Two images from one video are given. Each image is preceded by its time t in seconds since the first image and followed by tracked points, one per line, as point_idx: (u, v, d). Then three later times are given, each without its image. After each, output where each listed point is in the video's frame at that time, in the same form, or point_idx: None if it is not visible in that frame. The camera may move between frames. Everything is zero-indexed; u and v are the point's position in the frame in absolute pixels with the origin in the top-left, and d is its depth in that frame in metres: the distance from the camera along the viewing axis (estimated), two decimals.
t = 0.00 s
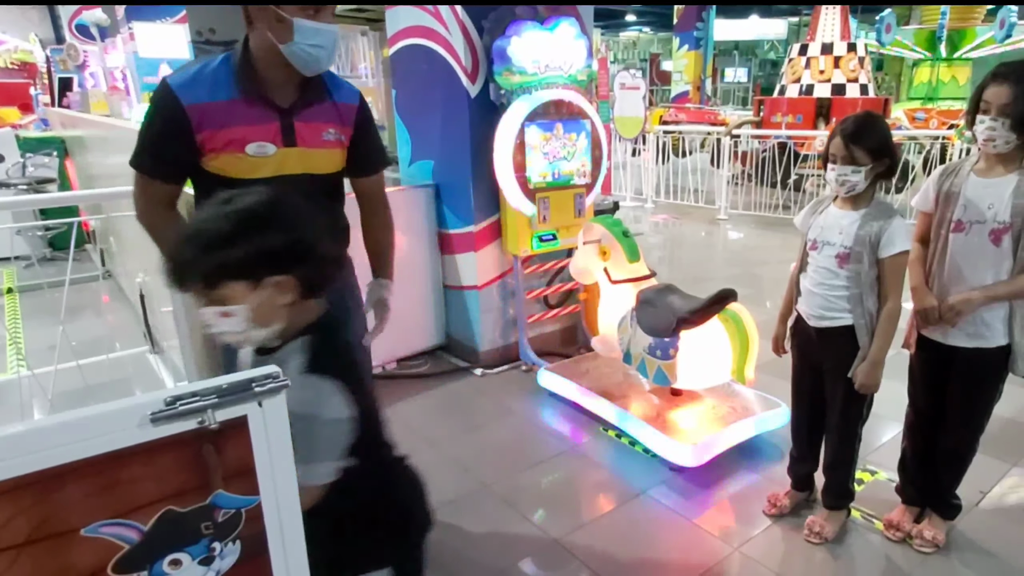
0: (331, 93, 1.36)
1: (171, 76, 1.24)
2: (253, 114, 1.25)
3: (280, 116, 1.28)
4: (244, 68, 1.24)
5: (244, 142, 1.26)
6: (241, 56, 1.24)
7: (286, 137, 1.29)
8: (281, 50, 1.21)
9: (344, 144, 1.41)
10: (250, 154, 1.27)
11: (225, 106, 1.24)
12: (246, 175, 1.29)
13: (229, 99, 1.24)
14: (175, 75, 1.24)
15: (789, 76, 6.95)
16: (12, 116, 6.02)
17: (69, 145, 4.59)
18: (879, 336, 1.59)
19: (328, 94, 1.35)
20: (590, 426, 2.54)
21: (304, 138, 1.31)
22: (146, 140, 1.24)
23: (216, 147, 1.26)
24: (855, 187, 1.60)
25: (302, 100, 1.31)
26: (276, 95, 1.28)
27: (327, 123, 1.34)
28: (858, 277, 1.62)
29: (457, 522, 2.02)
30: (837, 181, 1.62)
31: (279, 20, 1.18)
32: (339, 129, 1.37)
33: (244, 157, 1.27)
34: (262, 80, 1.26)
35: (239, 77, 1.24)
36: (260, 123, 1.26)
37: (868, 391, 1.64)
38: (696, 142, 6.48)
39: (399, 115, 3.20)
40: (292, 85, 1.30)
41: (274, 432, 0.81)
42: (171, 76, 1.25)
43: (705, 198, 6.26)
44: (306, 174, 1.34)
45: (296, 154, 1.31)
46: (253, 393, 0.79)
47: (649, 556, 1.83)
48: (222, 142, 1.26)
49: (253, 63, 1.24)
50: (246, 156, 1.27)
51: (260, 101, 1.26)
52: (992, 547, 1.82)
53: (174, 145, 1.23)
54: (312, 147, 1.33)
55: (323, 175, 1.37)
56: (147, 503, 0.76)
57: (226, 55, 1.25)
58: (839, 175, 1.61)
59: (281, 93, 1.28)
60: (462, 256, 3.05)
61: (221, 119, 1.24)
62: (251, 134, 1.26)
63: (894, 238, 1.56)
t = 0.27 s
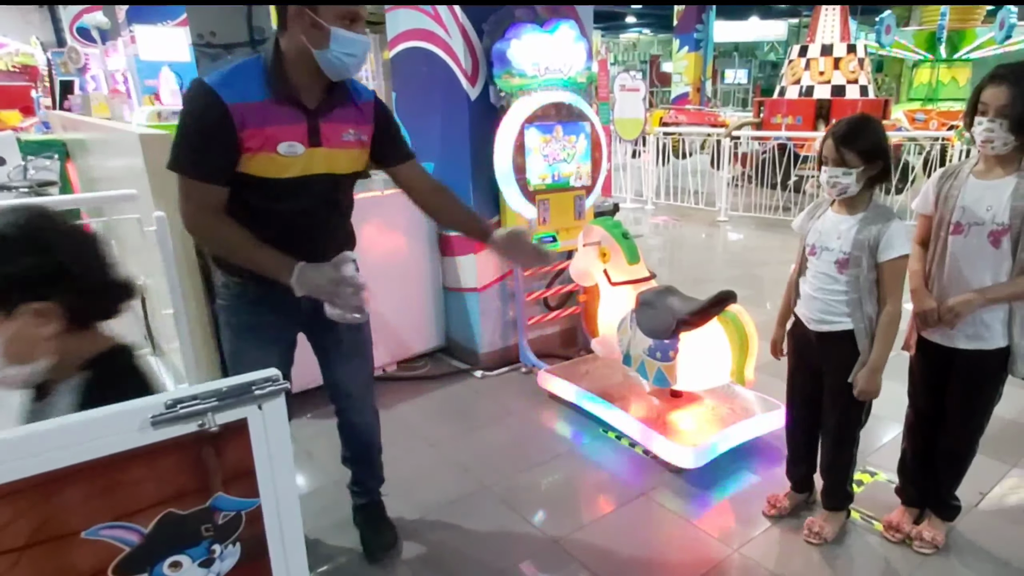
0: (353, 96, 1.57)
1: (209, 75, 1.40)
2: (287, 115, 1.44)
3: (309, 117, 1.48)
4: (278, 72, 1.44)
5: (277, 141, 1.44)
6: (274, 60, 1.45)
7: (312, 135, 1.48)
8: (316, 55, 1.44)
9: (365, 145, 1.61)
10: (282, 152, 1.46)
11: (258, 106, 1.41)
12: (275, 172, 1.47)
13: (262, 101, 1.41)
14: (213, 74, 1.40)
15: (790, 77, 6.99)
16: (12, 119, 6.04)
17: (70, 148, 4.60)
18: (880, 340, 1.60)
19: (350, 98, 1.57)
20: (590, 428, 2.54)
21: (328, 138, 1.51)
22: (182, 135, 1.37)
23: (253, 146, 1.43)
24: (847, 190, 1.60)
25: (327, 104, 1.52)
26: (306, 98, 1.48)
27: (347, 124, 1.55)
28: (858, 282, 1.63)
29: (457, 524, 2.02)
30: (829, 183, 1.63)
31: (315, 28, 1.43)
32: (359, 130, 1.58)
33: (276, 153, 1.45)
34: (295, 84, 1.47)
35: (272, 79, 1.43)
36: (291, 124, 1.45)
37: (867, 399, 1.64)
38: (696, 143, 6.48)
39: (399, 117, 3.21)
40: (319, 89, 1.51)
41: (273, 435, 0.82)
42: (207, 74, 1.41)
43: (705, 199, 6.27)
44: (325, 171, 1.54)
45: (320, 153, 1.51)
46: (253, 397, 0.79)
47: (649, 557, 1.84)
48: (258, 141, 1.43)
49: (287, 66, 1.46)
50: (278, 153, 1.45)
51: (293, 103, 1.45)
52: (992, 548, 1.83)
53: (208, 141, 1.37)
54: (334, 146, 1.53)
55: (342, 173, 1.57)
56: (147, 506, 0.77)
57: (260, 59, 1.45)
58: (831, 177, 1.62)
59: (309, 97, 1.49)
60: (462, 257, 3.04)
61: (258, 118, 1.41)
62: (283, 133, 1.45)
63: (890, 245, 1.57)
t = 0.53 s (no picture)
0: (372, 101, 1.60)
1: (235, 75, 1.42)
2: (308, 117, 1.46)
3: (329, 120, 1.50)
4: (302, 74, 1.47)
5: (299, 142, 1.46)
6: (300, 63, 1.48)
7: (331, 138, 1.50)
8: (340, 58, 1.45)
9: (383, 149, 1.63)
10: (304, 153, 1.47)
11: (281, 106, 1.43)
12: (297, 172, 1.49)
13: (285, 101, 1.43)
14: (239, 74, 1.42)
15: (789, 79, 6.91)
16: (15, 121, 6.07)
17: (72, 149, 4.61)
18: (830, 350, 1.59)
19: (370, 102, 1.59)
20: (590, 428, 2.54)
21: (347, 142, 1.53)
22: (209, 135, 1.38)
23: (277, 146, 1.45)
24: (821, 197, 1.60)
25: (347, 108, 1.54)
26: (327, 100, 1.50)
27: (366, 128, 1.57)
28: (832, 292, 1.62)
29: (457, 525, 2.02)
30: (805, 190, 1.63)
31: (341, 31, 1.44)
32: (377, 133, 1.59)
33: (297, 154, 1.47)
34: (318, 86, 1.49)
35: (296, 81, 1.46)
36: (312, 125, 1.47)
37: (804, 409, 1.66)
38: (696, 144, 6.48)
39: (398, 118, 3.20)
40: (341, 92, 1.53)
41: (272, 436, 0.82)
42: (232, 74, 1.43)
43: (706, 200, 6.27)
44: (346, 174, 1.55)
45: (337, 155, 1.52)
46: (251, 398, 0.79)
47: (649, 558, 1.84)
48: (282, 140, 1.45)
49: (312, 69, 1.48)
50: (299, 154, 1.47)
51: (314, 105, 1.47)
52: (992, 550, 1.82)
53: (238, 138, 1.38)
54: (353, 149, 1.55)
55: (362, 175, 1.58)
56: (145, 506, 0.77)
57: (285, 63, 1.48)
58: (806, 184, 1.62)
59: (330, 100, 1.51)
60: (462, 258, 3.05)
61: (282, 118, 1.43)
62: (305, 134, 1.47)
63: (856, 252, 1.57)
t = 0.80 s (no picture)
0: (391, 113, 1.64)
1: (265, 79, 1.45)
2: (333, 126, 1.50)
3: (351, 128, 1.53)
4: (329, 83, 1.50)
5: (323, 149, 1.51)
6: (326, 71, 1.50)
7: (351, 146, 1.54)
8: (361, 69, 1.48)
9: (394, 160, 1.68)
10: (326, 161, 1.52)
11: (308, 115, 1.47)
12: (319, 178, 1.54)
13: (312, 110, 1.47)
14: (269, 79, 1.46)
15: (797, 79, 6.91)
16: (28, 126, 6.15)
17: (83, 152, 4.65)
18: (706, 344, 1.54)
19: (388, 115, 1.63)
20: (596, 430, 2.54)
21: (366, 151, 1.57)
22: (241, 139, 1.43)
23: (304, 152, 1.50)
24: (752, 211, 1.55)
25: (368, 117, 1.57)
26: (350, 109, 1.54)
27: (383, 138, 1.60)
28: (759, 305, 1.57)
29: (463, 526, 2.03)
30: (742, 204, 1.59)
31: (366, 44, 1.46)
32: (393, 144, 1.64)
33: (320, 161, 1.52)
34: (342, 95, 1.52)
35: (323, 90, 1.49)
36: (336, 134, 1.51)
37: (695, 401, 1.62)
38: (703, 146, 6.47)
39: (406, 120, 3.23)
40: (364, 101, 1.57)
41: (276, 435, 0.83)
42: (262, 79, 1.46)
43: (712, 202, 6.26)
44: (363, 181, 1.60)
45: (358, 162, 1.56)
46: (256, 398, 0.80)
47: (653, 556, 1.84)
48: (308, 147, 1.49)
49: (337, 76, 1.51)
50: (321, 161, 1.52)
51: (338, 114, 1.51)
52: (1000, 553, 1.81)
53: (271, 145, 1.43)
54: (372, 158, 1.59)
55: (373, 184, 1.63)
56: (150, 505, 0.78)
57: (313, 68, 1.50)
58: (742, 197, 1.58)
59: (352, 108, 1.55)
60: (468, 260, 3.05)
61: (308, 126, 1.47)
62: (329, 141, 1.51)
63: (781, 261, 1.49)
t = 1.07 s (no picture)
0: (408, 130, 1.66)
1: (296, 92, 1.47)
2: (357, 140, 1.52)
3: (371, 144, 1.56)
4: (353, 99, 1.52)
5: (347, 164, 1.52)
6: (351, 87, 1.52)
7: (370, 162, 1.56)
8: (382, 90, 1.51)
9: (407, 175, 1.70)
10: (350, 174, 1.53)
11: (335, 129, 1.48)
12: (344, 191, 1.56)
13: (339, 124, 1.49)
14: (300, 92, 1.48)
15: (809, 81, 6.89)
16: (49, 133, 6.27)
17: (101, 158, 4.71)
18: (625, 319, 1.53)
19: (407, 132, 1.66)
20: (607, 434, 2.54)
21: (385, 165, 1.59)
22: (276, 149, 1.44)
23: (329, 164, 1.51)
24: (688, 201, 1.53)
25: (388, 133, 1.60)
26: (371, 125, 1.56)
27: (401, 154, 1.63)
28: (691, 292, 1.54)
29: (474, 529, 2.04)
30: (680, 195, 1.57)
31: (389, 66, 1.49)
32: (410, 159, 1.67)
33: (344, 175, 1.53)
34: (365, 111, 1.54)
35: (348, 105, 1.51)
36: (359, 148, 1.53)
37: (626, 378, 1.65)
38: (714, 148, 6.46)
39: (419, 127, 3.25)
40: (386, 118, 1.60)
41: (286, 438, 0.84)
42: (293, 92, 1.48)
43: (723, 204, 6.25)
44: (376, 193, 1.63)
45: (377, 176, 1.58)
46: (267, 402, 0.82)
47: (661, 558, 1.84)
48: (333, 160, 1.51)
49: (363, 93, 1.53)
50: (345, 175, 1.53)
51: (361, 129, 1.53)
52: (1015, 559, 1.80)
53: (300, 156, 1.44)
54: (390, 173, 1.61)
55: (385, 197, 1.65)
56: (163, 508, 0.79)
57: (340, 84, 1.53)
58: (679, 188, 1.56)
59: (374, 125, 1.57)
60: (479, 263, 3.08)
61: (336, 139, 1.49)
62: (353, 156, 1.53)
63: (711, 247, 1.46)
